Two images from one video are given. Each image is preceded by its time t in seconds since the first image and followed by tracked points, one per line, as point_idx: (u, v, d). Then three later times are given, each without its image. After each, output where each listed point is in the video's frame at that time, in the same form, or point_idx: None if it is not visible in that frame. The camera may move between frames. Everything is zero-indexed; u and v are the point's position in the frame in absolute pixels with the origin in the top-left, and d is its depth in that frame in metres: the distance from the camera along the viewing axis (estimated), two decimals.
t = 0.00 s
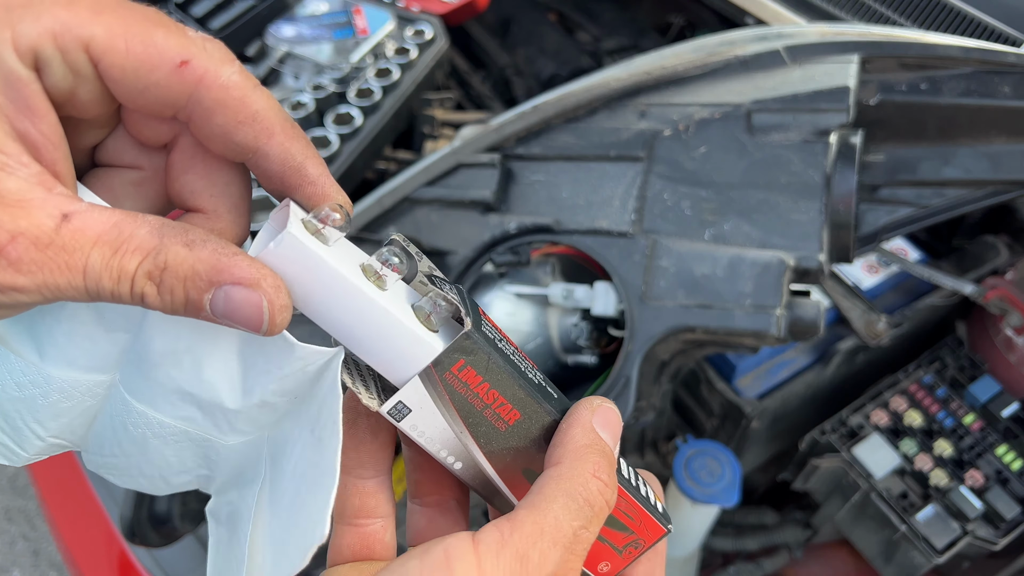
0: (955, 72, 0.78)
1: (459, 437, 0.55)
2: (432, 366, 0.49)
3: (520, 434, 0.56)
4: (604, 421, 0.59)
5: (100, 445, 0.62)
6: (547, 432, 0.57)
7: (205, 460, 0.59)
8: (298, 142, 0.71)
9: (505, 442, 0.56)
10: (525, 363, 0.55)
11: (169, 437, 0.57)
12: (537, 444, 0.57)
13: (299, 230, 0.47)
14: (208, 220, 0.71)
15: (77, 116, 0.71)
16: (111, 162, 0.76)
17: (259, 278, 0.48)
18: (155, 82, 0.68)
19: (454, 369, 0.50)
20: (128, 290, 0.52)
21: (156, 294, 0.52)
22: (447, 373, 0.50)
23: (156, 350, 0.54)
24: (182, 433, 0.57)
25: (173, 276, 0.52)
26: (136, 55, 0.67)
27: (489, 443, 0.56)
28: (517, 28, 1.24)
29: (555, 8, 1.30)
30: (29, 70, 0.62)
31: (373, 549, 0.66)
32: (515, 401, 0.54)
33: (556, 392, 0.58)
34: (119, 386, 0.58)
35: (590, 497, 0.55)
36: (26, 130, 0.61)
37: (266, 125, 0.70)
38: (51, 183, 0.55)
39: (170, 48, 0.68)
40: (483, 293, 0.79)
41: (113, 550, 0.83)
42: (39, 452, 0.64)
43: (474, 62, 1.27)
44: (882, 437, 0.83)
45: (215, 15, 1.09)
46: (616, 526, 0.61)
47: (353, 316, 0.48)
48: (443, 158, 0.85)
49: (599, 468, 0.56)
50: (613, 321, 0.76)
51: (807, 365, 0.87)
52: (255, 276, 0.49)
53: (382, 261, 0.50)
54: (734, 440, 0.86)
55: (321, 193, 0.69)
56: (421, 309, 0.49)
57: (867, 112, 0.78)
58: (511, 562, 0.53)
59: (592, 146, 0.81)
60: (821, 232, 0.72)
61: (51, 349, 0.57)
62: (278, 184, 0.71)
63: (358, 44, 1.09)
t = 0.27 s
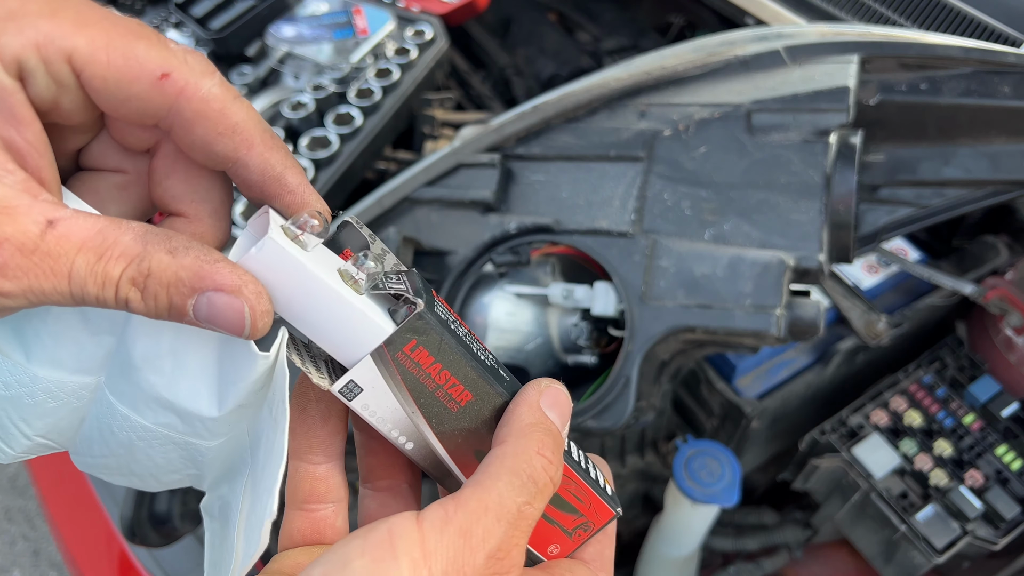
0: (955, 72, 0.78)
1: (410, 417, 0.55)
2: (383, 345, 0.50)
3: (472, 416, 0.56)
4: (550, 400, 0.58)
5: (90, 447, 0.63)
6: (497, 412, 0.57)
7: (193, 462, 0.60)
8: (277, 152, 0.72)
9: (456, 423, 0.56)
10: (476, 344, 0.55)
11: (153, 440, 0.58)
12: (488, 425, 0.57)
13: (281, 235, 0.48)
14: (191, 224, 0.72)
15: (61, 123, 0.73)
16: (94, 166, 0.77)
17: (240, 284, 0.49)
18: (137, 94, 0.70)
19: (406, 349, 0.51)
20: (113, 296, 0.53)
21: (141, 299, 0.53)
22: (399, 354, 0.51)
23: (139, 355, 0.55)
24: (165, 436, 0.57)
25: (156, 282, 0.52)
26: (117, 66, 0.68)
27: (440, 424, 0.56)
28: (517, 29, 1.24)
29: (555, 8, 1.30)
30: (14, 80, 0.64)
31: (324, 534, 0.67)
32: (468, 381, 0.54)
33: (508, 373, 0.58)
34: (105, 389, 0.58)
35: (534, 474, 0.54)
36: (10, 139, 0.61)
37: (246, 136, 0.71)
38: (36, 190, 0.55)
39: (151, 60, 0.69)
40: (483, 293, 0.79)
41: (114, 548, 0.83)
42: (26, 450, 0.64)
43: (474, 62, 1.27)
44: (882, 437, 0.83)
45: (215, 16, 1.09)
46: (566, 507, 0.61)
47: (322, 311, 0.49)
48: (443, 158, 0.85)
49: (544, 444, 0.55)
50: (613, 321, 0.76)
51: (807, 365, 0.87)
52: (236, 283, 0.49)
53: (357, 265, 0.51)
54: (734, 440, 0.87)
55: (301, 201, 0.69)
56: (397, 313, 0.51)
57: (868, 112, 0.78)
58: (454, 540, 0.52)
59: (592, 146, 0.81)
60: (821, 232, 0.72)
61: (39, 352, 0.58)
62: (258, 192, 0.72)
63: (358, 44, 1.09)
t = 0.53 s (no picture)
0: (954, 72, 0.78)
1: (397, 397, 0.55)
2: (367, 324, 0.49)
3: (458, 394, 0.56)
4: (538, 381, 0.58)
5: (76, 422, 0.64)
6: (482, 392, 0.57)
7: (177, 438, 0.61)
8: (248, 125, 0.72)
9: (443, 401, 0.56)
10: (461, 323, 0.55)
11: (137, 415, 0.59)
12: (473, 403, 0.57)
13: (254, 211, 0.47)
14: (165, 204, 0.72)
15: (29, 106, 0.73)
16: (67, 148, 0.78)
17: (217, 253, 0.48)
18: (102, 70, 0.70)
19: (390, 328, 0.50)
20: (87, 272, 0.52)
21: (116, 275, 0.52)
22: (383, 332, 0.50)
23: (119, 333, 0.56)
24: (148, 411, 0.59)
25: (129, 257, 0.51)
26: (80, 44, 0.68)
27: (426, 402, 0.55)
28: (517, 29, 1.24)
29: (555, 8, 1.31)
30: None
31: (314, 511, 0.68)
32: (451, 359, 0.54)
33: (493, 353, 0.58)
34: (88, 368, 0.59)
35: (523, 452, 0.53)
36: None
37: (215, 109, 0.71)
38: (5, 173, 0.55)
39: (114, 37, 0.69)
40: (483, 293, 0.80)
41: (115, 548, 0.83)
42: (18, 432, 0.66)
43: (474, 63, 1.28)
44: (881, 437, 0.83)
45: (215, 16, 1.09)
46: (556, 486, 0.61)
47: (299, 287, 0.48)
48: (443, 159, 0.85)
49: (532, 424, 0.55)
50: (613, 321, 0.76)
51: (806, 365, 0.88)
52: (213, 251, 0.48)
53: (336, 240, 0.49)
54: (733, 439, 0.87)
55: (272, 174, 0.71)
56: (375, 288, 0.49)
57: (867, 112, 0.78)
58: (438, 514, 0.50)
59: (592, 146, 0.82)
60: (821, 232, 0.73)
61: (18, 334, 0.58)
62: (229, 164, 0.73)
63: (359, 45, 1.09)
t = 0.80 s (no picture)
0: (954, 72, 0.78)
1: (390, 389, 0.55)
2: (359, 316, 0.49)
3: (452, 386, 0.56)
4: (537, 377, 0.58)
5: (65, 408, 0.65)
6: (478, 386, 0.57)
7: (171, 407, 0.64)
8: (223, 101, 0.73)
9: (436, 393, 0.56)
10: (458, 317, 0.54)
11: (130, 392, 0.61)
12: (468, 397, 0.57)
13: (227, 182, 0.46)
14: (144, 182, 0.70)
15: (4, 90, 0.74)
16: (44, 134, 0.77)
17: (192, 224, 0.48)
18: (75, 48, 0.70)
19: (381, 321, 0.50)
20: (62, 248, 0.52)
21: (91, 249, 0.52)
22: (374, 326, 0.50)
23: (102, 314, 0.57)
24: (141, 387, 0.61)
25: (105, 231, 0.51)
26: (50, 22, 0.69)
27: (419, 394, 0.55)
28: (517, 29, 1.24)
29: (555, 9, 1.31)
30: None
31: (319, 500, 0.68)
32: (445, 353, 0.53)
33: (492, 346, 0.57)
34: (72, 351, 0.60)
35: (524, 446, 0.53)
36: None
37: (189, 85, 0.71)
38: None
39: (87, 15, 0.70)
40: (483, 293, 0.80)
41: (114, 549, 0.83)
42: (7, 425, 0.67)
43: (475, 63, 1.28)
44: (881, 437, 0.83)
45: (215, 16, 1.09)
46: (553, 480, 0.61)
47: (284, 269, 0.48)
48: (443, 159, 0.85)
49: (533, 420, 0.54)
50: (613, 321, 0.76)
51: (805, 365, 0.88)
52: (187, 223, 0.48)
53: (313, 215, 0.48)
54: (734, 439, 0.86)
55: (245, 150, 0.72)
56: (356, 264, 0.48)
57: (867, 112, 0.78)
58: (438, 507, 0.50)
59: (592, 146, 0.82)
60: (820, 232, 0.73)
61: None
62: (204, 141, 0.73)
63: (359, 45, 1.09)
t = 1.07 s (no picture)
0: (954, 72, 0.78)
1: (411, 391, 0.54)
2: (382, 321, 0.48)
3: (475, 390, 0.55)
4: (567, 388, 0.57)
5: (86, 421, 0.63)
6: (503, 395, 0.56)
7: (195, 420, 0.61)
8: (260, 105, 0.72)
9: (459, 400, 0.55)
10: (486, 324, 0.53)
11: (154, 402, 0.58)
12: (492, 406, 0.57)
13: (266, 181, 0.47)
14: (179, 185, 0.70)
15: (44, 92, 0.74)
16: (78, 140, 0.77)
17: (228, 222, 0.48)
18: (117, 50, 0.70)
19: (404, 327, 0.49)
20: (101, 247, 0.52)
21: (129, 248, 0.51)
22: (398, 332, 0.49)
23: (131, 318, 0.55)
24: (165, 397, 0.58)
25: (144, 231, 0.51)
26: (95, 23, 0.69)
27: (442, 399, 0.55)
28: (517, 29, 1.24)
29: (555, 9, 1.31)
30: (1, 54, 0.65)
31: (346, 508, 0.66)
32: (469, 362, 0.53)
33: (518, 353, 0.57)
34: (99, 360, 0.58)
35: (559, 465, 0.53)
36: None
37: (228, 88, 0.71)
38: (19, 153, 0.55)
39: (131, 18, 0.70)
40: (483, 293, 0.80)
41: (114, 549, 0.83)
42: (25, 436, 0.65)
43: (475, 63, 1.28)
44: (881, 437, 0.83)
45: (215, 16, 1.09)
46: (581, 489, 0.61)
47: (315, 270, 0.47)
48: (443, 159, 0.85)
49: (567, 437, 0.55)
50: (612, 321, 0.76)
51: (805, 365, 0.88)
52: (225, 220, 0.48)
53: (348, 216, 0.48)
54: (734, 439, 0.86)
55: (283, 154, 0.70)
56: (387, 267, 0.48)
57: (867, 112, 0.78)
58: (476, 528, 0.50)
59: (592, 146, 0.82)
60: (820, 232, 0.73)
61: (27, 325, 0.57)
62: (241, 145, 0.72)
63: (359, 45, 1.09)
